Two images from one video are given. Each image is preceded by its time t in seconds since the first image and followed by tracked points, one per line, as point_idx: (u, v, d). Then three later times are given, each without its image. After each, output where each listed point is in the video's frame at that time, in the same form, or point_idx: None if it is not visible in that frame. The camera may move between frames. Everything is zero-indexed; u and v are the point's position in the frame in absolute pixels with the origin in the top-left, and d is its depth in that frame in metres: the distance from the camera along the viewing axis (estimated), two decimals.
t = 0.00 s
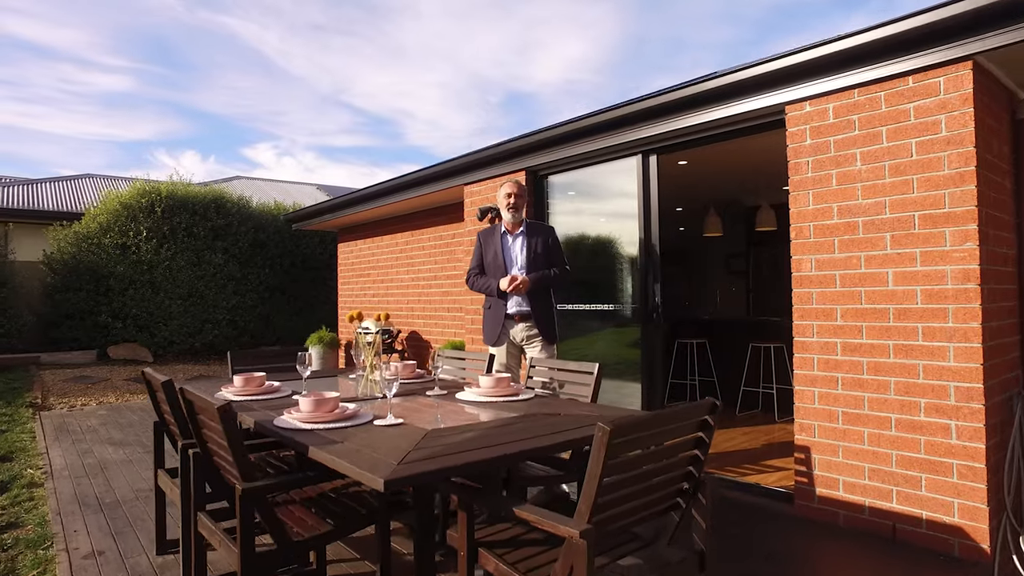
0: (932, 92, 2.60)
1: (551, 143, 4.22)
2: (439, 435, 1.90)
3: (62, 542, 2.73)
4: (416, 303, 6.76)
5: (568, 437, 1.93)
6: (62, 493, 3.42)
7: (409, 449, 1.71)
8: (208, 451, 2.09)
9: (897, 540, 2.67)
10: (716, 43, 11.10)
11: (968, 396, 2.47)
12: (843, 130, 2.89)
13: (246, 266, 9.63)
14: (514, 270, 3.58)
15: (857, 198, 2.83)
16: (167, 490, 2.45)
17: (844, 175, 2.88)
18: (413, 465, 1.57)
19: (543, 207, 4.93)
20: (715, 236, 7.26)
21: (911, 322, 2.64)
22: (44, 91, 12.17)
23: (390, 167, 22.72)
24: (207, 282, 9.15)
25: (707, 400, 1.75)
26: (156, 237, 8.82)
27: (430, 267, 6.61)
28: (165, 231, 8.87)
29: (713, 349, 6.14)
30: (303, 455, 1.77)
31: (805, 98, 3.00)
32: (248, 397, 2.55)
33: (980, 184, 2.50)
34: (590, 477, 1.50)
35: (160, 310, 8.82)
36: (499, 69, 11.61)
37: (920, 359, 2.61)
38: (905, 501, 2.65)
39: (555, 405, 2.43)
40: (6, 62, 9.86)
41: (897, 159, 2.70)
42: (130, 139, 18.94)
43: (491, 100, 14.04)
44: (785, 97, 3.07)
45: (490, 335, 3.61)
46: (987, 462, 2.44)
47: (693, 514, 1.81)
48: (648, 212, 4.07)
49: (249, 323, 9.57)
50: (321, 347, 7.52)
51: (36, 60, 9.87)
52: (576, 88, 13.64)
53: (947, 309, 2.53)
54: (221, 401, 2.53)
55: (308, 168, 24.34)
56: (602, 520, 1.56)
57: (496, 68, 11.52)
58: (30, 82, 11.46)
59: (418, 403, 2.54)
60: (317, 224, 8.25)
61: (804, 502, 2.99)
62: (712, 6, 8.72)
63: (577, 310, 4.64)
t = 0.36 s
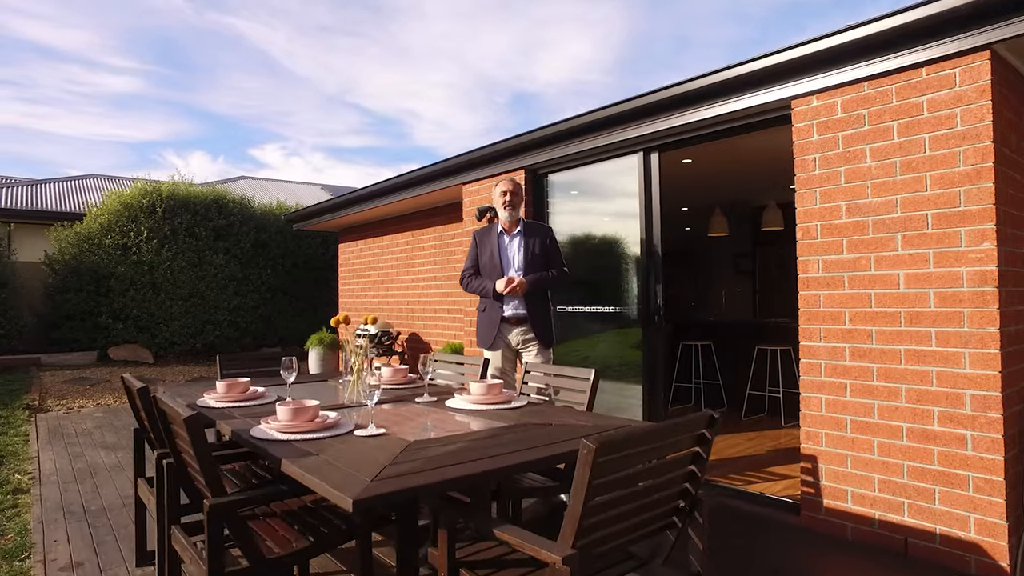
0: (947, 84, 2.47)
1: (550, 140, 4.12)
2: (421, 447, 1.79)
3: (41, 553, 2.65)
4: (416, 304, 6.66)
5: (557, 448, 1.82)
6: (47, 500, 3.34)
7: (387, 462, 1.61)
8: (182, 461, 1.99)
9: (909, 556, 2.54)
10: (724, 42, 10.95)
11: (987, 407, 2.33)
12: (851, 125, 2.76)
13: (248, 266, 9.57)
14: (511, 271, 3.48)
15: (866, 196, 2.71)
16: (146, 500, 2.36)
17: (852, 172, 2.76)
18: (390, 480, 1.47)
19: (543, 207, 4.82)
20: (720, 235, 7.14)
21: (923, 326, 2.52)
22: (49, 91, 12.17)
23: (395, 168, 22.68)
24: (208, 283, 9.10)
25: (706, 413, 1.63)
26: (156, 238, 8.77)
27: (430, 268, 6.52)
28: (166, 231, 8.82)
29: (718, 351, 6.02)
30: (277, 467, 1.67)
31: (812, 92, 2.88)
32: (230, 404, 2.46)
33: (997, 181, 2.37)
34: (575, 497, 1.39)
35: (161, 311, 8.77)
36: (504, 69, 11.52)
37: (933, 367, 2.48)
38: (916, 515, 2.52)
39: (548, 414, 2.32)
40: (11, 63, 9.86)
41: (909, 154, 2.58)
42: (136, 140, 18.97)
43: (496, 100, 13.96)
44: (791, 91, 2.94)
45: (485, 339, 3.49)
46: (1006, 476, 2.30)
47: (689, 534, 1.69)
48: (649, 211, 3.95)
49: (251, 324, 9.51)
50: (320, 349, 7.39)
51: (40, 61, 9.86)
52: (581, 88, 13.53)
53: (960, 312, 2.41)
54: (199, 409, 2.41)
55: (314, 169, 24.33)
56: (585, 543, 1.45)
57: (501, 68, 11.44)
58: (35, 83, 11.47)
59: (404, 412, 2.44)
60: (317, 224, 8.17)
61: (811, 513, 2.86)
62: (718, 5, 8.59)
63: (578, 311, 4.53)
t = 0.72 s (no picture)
0: (963, 72, 2.33)
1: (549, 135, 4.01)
2: (398, 458, 1.68)
3: (16, 562, 2.55)
4: (416, 304, 6.56)
5: (542, 459, 1.70)
6: (30, 506, 3.26)
7: (357, 476, 1.50)
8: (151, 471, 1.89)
9: (922, 571, 2.41)
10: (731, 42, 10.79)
11: (1007, 415, 2.19)
12: (861, 117, 2.63)
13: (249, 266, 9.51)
14: (506, 272, 3.36)
15: (877, 191, 2.57)
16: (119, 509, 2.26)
17: (862, 166, 2.62)
18: (356, 496, 1.36)
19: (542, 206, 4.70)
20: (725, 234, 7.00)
21: (938, 329, 2.38)
22: (55, 91, 12.16)
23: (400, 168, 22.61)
24: (209, 283, 9.04)
25: (702, 424, 1.50)
26: (156, 238, 8.72)
27: (429, 268, 6.42)
28: (166, 231, 8.77)
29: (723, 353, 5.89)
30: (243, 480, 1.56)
31: (820, 82, 2.75)
32: (209, 409, 2.36)
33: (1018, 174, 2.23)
34: (555, 518, 1.25)
35: (161, 311, 8.72)
36: (510, 69, 11.43)
37: (948, 371, 2.34)
38: (931, 528, 2.39)
39: (540, 422, 2.21)
40: (14, 63, 9.83)
41: (923, 147, 2.44)
42: (141, 140, 19.00)
43: (501, 100, 13.86)
44: (797, 83, 2.81)
45: (479, 340, 3.37)
46: None
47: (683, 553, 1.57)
48: (651, 210, 3.82)
49: (252, 324, 9.45)
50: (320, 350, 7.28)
51: (47, 62, 9.85)
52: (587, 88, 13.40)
53: (978, 314, 2.27)
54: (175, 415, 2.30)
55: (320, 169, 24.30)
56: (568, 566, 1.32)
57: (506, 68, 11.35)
58: (44, 84, 11.47)
59: (389, 418, 2.33)
60: (317, 223, 8.09)
61: (818, 525, 2.73)
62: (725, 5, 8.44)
63: (578, 311, 4.41)
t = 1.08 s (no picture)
0: (992, 56, 2.16)
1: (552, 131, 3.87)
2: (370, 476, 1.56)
3: None
4: (420, 305, 6.46)
5: (527, 478, 1.56)
6: (18, 513, 3.19)
7: (320, 497, 1.38)
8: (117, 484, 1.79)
9: None
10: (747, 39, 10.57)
11: None
12: (879, 107, 2.46)
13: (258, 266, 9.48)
14: (504, 274, 3.23)
15: (897, 187, 2.40)
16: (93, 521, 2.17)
17: (881, 160, 2.45)
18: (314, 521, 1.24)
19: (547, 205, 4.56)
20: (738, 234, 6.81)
21: (964, 334, 2.21)
22: (73, 95, 12.25)
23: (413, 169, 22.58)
24: (217, 283, 9.02)
25: (701, 444, 1.36)
26: (164, 238, 8.70)
27: (434, 268, 6.31)
28: (174, 232, 8.75)
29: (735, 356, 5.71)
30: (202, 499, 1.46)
31: (835, 71, 2.58)
32: (189, 417, 2.26)
33: None
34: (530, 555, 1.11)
35: (169, 312, 8.70)
36: (521, 69, 11.31)
37: (975, 380, 2.17)
38: (957, 550, 2.22)
39: (532, 433, 2.07)
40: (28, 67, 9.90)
41: (948, 139, 2.27)
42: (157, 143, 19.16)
43: (513, 100, 13.74)
44: (811, 72, 2.64)
45: (476, 344, 3.25)
46: None
47: None
48: (657, 209, 3.67)
49: (260, 325, 9.42)
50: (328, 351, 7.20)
51: (64, 66, 9.89)
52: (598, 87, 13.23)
53: (1007, 319, 2.10)
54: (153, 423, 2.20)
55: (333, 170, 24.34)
56: None
57: (519, 68, 11.23)
58: (62, 88, 11.55)
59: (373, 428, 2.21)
60: (322, 224, 8.02)
61: (834, 543, 2.57)
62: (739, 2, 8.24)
63: (583, 314, 4.27)
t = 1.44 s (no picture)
0: None
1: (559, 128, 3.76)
2: (352, 490, 1.47)
3: None
4: (430, 306, 6.38)
5: (518, 494, 1.46)
6: (19, 517, 3.16)
7: (292, 516, 1.29)
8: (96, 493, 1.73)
9: None
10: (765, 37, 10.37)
11: None
12: (903, 97, 2.31)
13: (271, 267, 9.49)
14: (508, 275, 3.14)
15: (922, 182, 2.25)
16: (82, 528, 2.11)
17: (904, 154, 2.30)
18: (280, 544, 1.15)
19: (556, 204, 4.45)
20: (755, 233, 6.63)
21: (995, 340, 2.06)
22: (91, 99, 12.42)
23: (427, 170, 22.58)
24: (230, 284, 9.03)
25: (703, 463, 1.24)
26: (178, 239, 8.73)
27: (443, 268, 6.23)
28: (188, 233, 8.78)
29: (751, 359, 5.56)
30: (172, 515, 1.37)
31: (855, 60, 2.43)
32: (178, 423, 2.19)
33: None
34: None
35: (183, 312, 8.72)
36: (534, 68, 11.21)
37: (1007, 389, 2.02)
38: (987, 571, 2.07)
39: (531, 444, 1.96)
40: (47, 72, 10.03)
41: (977, 130, 2.12)
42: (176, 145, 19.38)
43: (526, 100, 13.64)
44: (829, 61, 2.50)
45: (479, 346, 3.14)
46: None
47: None
48: (669, 207, 3.54)
49: (273, 325, 9.42)
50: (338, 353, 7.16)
51: (86, 71, 9.99)
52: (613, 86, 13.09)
53: None
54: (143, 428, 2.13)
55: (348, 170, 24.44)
56: None
57: (532, 68, 11.13)
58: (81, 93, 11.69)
59: (366, 436, 2.11)
60: (333, 224, 7.98)
61: (853, 559, 2.43)
62: None
63: (593, 316, 4.15)
